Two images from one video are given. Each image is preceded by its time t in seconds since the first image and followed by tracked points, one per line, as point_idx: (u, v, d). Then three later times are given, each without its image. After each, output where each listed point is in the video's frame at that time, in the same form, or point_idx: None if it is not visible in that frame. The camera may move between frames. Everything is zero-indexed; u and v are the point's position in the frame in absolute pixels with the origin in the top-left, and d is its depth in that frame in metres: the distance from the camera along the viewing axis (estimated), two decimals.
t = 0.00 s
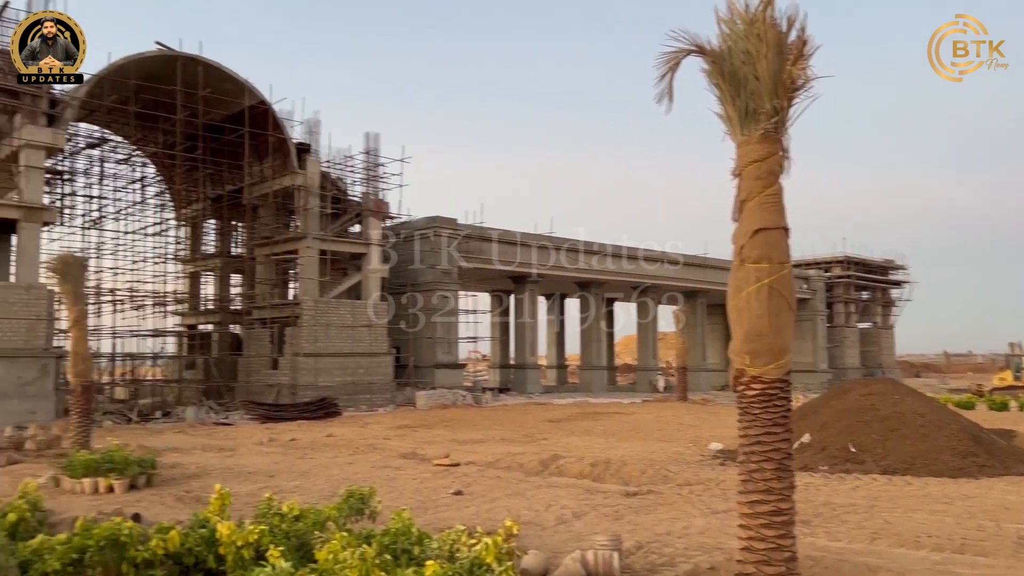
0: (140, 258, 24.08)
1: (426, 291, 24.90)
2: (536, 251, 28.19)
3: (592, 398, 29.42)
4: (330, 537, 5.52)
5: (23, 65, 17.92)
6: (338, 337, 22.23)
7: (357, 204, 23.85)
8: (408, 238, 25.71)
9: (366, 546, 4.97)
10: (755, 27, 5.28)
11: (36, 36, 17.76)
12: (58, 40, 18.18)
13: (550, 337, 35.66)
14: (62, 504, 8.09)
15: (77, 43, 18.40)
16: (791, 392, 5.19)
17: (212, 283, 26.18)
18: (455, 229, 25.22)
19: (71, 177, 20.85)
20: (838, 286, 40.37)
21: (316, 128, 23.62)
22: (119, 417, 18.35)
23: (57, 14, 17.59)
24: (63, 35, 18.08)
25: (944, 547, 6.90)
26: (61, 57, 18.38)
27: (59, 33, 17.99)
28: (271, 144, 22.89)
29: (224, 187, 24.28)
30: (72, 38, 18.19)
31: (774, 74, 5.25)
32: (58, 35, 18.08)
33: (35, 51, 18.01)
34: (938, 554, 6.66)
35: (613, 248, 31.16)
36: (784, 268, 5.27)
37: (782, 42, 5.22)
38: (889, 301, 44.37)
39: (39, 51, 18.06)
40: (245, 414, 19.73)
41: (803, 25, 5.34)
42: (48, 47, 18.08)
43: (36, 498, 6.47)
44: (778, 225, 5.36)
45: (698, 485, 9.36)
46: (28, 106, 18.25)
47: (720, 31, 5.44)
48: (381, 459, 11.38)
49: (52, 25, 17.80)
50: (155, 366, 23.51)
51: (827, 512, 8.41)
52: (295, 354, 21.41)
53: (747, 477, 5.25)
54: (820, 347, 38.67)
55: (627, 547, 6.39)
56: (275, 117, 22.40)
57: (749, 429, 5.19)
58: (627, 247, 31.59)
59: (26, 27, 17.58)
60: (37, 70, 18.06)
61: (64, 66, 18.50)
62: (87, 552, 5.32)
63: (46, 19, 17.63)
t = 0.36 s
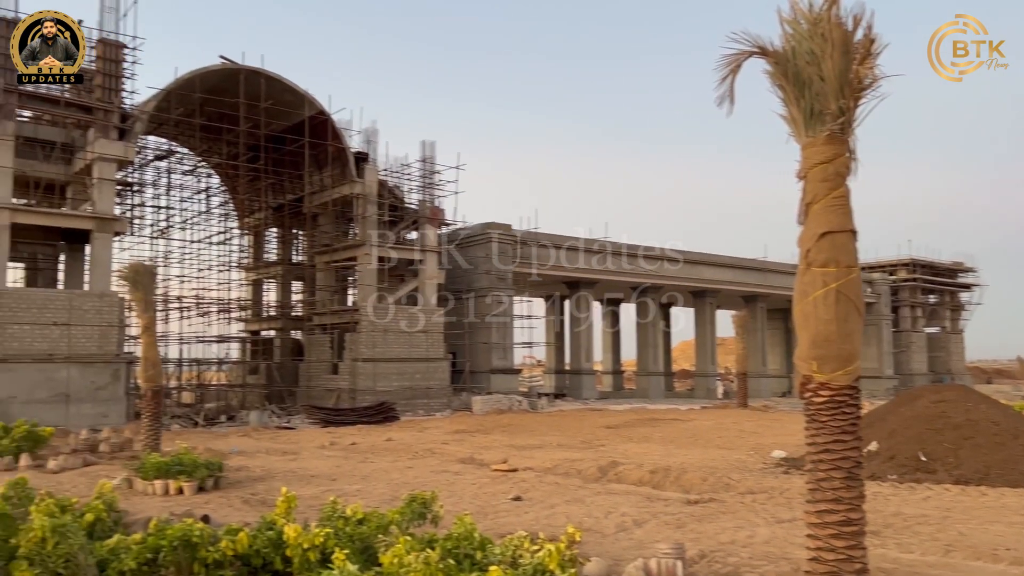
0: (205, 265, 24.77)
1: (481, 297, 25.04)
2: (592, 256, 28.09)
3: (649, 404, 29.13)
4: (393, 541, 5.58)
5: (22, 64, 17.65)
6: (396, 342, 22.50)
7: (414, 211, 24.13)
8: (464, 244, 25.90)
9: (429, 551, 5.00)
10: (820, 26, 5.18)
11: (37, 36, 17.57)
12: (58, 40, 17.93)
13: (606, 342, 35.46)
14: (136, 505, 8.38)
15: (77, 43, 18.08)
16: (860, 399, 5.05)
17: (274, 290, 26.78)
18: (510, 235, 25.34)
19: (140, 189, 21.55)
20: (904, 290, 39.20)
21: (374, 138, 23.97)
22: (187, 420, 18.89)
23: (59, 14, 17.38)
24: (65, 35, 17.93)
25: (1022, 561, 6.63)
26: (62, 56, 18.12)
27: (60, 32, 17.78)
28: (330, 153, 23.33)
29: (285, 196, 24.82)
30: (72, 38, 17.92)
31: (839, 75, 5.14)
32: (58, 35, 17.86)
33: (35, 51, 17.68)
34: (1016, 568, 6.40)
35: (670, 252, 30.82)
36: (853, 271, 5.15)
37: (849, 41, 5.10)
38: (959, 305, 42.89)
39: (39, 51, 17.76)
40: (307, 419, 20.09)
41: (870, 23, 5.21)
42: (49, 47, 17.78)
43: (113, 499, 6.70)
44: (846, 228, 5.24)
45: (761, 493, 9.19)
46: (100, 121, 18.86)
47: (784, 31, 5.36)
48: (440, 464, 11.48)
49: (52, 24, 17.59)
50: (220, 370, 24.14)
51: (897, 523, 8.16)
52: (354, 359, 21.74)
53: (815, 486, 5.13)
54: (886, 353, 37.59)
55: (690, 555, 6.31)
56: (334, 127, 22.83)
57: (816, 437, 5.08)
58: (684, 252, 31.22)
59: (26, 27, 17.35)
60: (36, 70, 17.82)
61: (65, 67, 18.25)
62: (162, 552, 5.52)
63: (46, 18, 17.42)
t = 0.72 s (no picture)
0: (276, 273, 25.40)
1: (545, 303, 25.04)
2: (656, 261, 27.83)
3: (716, 411, 28.65)
4: (465, 545, 5.63)
5: (21, 65, 17.11)
6: (460, 348, 22.69)
7: (477, 218, 24.32)
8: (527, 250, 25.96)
9: (502, 556, 5.02)
10: (898, 23, 5.04)
11: (36, 36, 17.00)
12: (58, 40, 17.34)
13: (672, 348, 35.03)
14: (215, 506, 8.64)
15: (78, 42, 17.56)
16: (945, 407, 4.88)
17: (342, 297, 27.32)
18: (573, 240, 25.31)
19: (215, 199, 22.28)
20: (985, 293, 37.60)
21: (438, 146, 24.26)
22: (259, 424, 19.42)
23: (57, 15, 16.77)
24: (64, 35, 17.34)
25: None
26: (61, 56, 17.48)
27: (60, 33, 17.25)
28: (396, 162, 23.71)
29: (353, 205, 25.32)
30: (73, 38, 17.40)
31: (921, 72, 4.98)
32: (58, 35, 17.28)
33: (35, 51, 17.12)
34: None
35: (737, 256, 30.27)
36: (937, 274, 4.97)
37: (930, 37, 4.95)
38: None
39: (39, 52, 17.21)
40: (375, 423, 20.40)
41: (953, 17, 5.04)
42: (49, 47, 17.21)
43: (193, 500, 6.93)
44: (929, 229, 5.06)
45: (838, 503, 8.93)
46: (178, 134, 19.59)
47: (860, 29, 5.22)
48: (507, 470, 11.51)
49: (52, 24, 17.00)
50: (291, 375, 24.73)
51: (985, 537, 7.82)
52: (420, 364, 21.99)
53: (899, 497, 4.98)
54: (966, 359, 36.13)
55: (766, 565, 6.18)
56: (400, 136, 23.19)
57: (899, 446, 4.92)
58: (751, 255, 30.62)
59: (26, 27, 16.77)
60: (36, 70, 17.23)
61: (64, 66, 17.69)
62: (241, 552, 5.67)
63: (44, 18, 16.85)
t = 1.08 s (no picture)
0: (346, 280, 25.89)
1: (610, 308, 24.89)
2: (724, 265, 27.38)
3: (788, 417, 27.97)
4: (539, 550, 5.63)
5: (22, 66, 15.46)
6: (526, 353, 22.73)
7: (541, 223, 24.34)
8: (592, 255, 25.84)
9: (576, 562, 5.01)
10: (988, 14, 4.92)
11: (36, 36, 15.40)
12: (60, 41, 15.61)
13: (741, 353, 34.38)
14: (292, 508, 8.85)
15: (79, 42, 15.63)
16: None
17: (409, 303, 27.69)
18: (638, 244, 25.09)
19: (287, 209, 22.88)
20: None
21: (501, 152, 24.36)
22: (331, 428, 19.82)
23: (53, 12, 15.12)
24: (65, 35, 15.60)
25: None
26: (64, 58, 15.64)
27: (60, 32, 15.53)
28: (461, 169, 23.92)
29: (419, 212, 25.66)
30: (73, 37, 15.59)
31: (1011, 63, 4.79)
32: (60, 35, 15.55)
33: (35, 51, 15.48)
34: None
35: (808, 259, 29.53)
36: None
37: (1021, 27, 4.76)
38: None
39: (40, 52, 15.55)
40: (442, 427, 20.58)
41: None
42: (49, 47, 15.54)
43: (272, 502, 7.10)
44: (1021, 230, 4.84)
45: (921, 513, 8.62)
46: (251, 146, 20.18)
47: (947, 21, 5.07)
48: (576, 475, 11.47)
49: (52, 24, 15.45)
50: (360, 380, 25.18)
51: None
52: (486, 369, 22.11)
53: (991, 507, 4.80)
54: None
55: None
56: (464, 143, 23.38)
57: (990, 455, 4.74)
58: (823, 257, 29.82)
59: (24, 26, 15.24)
60: (36, 70, 15.42)
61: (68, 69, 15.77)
62: (319, 553, 5.79)
63: (45, 17, 15.34)
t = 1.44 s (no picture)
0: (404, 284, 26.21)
1: (668, 311, 24.64)
2: (786, 267, 26.87)
3: (853, 423, 27.25)
4: (603, 556, 5.61)
5: (22, 66, 15.58)
6: (583, 357, 22.67)
7: (597, 226, 24.26)
8: (649, 258, 25.63)
9: (642, 568, 4.97)
10: None
11: (37, 36, 15.57)
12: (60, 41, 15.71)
13: (804, 357, 33.64)
14: (356, 509, 8.99)
15: (78, 42, 15.69)
16: None
17: (466, 307, 27.87)
18: (696, 246, 24.79)
19: (347, 215, 23.28)
20: None
21: (557, 156, 24.36)
22: (390, 431, 20.08)
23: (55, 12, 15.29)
24: (65, 35, 15.69)
25: None
26: (63, 57, 15.70)
27: (60, 32, 15.64)
28: (517, 174, 24.00)
29: (475, 217, 25.82)
30: (72, 37, 15.67)
31: None
32: (60, 35, 15.67)
33: (35, 51, 15.61)
34: None
35: (874, 259, 28.75)
36: None
37: None
38: None
39: (40, 52, 15.67)
40: (500, 431, 20.64)
41: None
42: (48, 47, 15.64)
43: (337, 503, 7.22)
44: None
45: (999, 523, 8.30)
46: (312, 154, 20.64)
47: None
48: (637, 480, 11.38)
49: (52, 24, 15.57)
50: (419, 384, 25.43)
51: None
52: (543, 373, 22.12)
53: None
54: None
55: None
56: (520, 148, 23.45)
57: None
58: (889, 258, 29.00)
59: (25, 26, 15.44)
60: (36, 70, 15.54)
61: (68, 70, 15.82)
62: (385, 555, 5.86)
63: (44, 17, 15.47)
